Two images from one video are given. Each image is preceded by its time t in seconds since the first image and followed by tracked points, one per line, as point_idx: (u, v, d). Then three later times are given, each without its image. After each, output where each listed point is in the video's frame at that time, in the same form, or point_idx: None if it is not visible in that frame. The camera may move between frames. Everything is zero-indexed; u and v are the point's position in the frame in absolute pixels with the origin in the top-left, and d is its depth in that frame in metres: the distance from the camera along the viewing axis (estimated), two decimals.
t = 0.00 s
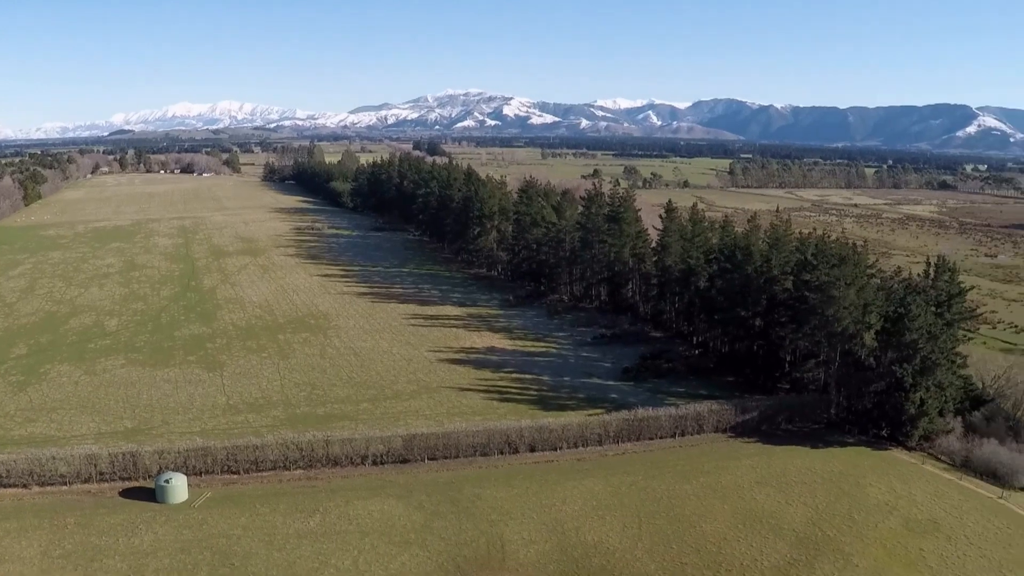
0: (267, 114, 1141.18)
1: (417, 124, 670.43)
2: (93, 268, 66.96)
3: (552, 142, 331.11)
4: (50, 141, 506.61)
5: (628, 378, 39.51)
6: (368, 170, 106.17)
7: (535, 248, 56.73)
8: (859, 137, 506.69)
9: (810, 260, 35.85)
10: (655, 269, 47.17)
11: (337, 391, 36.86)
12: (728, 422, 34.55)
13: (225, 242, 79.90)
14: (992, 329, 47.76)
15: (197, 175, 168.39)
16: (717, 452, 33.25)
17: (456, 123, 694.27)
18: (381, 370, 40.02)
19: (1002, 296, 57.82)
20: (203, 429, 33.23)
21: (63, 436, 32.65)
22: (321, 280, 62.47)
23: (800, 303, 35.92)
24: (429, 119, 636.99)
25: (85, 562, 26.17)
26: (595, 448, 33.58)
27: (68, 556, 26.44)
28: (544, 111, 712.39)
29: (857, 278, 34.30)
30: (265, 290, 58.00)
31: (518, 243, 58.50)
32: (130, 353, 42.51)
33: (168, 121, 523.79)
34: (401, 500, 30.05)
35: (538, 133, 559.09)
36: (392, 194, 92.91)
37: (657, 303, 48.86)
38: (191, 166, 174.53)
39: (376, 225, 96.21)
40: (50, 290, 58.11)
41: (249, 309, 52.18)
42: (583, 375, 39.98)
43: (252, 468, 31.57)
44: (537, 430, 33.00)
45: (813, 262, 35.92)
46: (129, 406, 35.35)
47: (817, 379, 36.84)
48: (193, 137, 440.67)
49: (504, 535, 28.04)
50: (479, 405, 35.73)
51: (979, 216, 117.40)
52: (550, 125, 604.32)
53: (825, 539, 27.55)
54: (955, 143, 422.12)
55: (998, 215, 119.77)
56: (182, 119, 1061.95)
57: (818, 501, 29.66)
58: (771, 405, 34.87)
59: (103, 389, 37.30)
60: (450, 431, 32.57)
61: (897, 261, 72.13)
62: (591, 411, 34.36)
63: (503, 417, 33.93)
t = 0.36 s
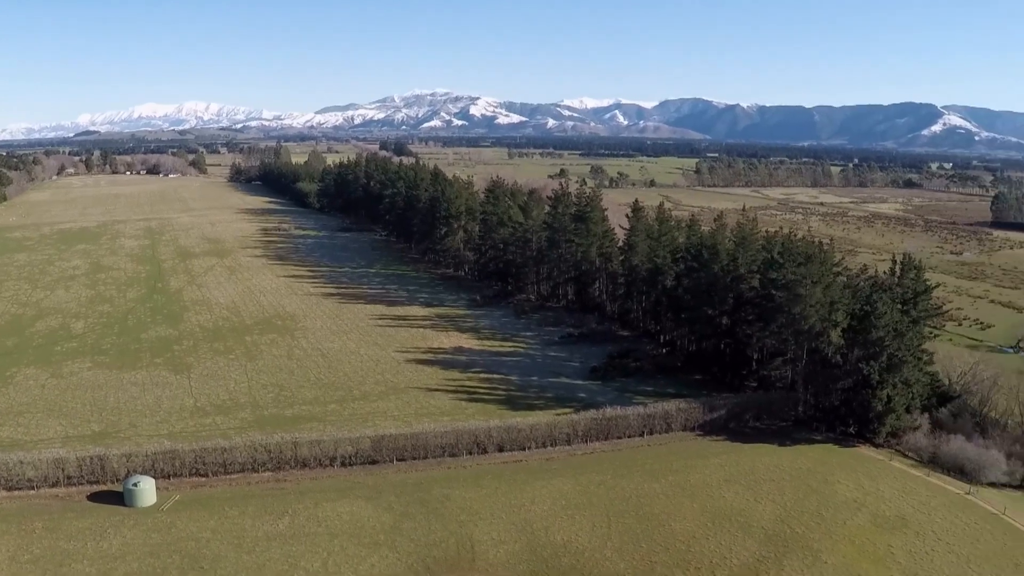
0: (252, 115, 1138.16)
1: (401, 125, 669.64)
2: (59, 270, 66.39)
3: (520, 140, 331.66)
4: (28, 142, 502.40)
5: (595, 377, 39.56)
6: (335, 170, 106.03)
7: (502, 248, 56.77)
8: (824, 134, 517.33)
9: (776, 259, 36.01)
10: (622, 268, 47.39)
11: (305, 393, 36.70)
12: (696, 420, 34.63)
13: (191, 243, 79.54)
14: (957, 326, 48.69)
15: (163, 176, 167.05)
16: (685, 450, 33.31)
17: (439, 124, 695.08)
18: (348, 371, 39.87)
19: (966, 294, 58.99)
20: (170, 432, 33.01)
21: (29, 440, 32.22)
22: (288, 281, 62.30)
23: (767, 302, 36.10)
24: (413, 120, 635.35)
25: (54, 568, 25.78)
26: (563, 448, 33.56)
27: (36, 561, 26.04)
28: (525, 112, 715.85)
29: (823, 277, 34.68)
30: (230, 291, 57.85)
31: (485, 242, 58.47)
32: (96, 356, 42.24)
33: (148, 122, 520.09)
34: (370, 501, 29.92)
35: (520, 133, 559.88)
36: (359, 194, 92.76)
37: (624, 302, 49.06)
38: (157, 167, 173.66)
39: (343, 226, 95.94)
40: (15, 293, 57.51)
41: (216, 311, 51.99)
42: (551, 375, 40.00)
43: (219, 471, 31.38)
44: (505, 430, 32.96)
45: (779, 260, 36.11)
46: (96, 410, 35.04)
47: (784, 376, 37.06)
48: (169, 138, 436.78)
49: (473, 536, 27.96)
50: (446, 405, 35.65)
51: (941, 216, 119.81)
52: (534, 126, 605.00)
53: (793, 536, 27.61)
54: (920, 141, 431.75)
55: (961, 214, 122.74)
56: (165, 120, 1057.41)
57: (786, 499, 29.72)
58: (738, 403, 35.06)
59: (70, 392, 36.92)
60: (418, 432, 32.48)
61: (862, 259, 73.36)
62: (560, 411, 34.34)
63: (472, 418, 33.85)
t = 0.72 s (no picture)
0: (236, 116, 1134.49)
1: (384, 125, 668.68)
2: (22, 272, 65.73)
3: (486, 140, 330.57)
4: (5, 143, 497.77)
5: (561, 376, 39.70)
6: (299, 170, 105.79)
7: (467, 247, 56.85)
8: (790, 134, 522.56)
9: (741, 258, 36.37)
10: (587, 267, 47.29)
11: (270, 394, 36.56)
12: (662, 418, 34.79)
13: (156, 244, 79.13)
14: (920, 323, 49.55)
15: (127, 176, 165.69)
16: (651, 448, 33.43)
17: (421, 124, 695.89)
18: (313, 371, 39.74)
19: (928, 289, 60.12)
20: (136, 435, 32.72)
21: None
22: (253, 281, 62.09)
23: (732, 300, 36.41)
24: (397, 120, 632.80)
25: (19, 573, 25.24)
26: (529, 447, 33.55)
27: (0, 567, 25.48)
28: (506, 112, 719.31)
29: (787, 274, 34.85)
30: (195, 292, 57.53)
31: (450, 242, 58.47)
32: (60, 358, 41.87)
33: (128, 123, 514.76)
34: (336, 503, 29.79)
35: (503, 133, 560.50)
36: (324, 194, 92.62)
37: (589, 301, 49.25)
38: (121, 168, 172.64)
39: (308, 226, 95.61)
40: None
41: (180, 312, 51.78)
42: (516, 374, 40.10)
43: (186, 473, 31.15)
44: (471, 430, 32.95)
45: (744, 259, 36.44)
46: (60, 413, 34.65)
47: (749, 374, 37.37)
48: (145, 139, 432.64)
49: (441, 536, 27.88)
50: (412, 406, 35.57)
51: (904, 213, 121.95)
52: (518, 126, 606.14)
53: (759, 533, 27.72)
54: (884, 141, 442.81)
55: (924, 211, 125.22)
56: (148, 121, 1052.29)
57: (753, 496, 29.85)
58: (703, 401, 35.36)
59: (34, 396, 36.41)
60: (385, 432, 32.39)
61: (827, 255, 74.42)
62: (526, 410, 34.37)
63: (438, 418, 33.80)
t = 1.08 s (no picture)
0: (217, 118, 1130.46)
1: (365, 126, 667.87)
2: None
3: (442, 142, 333.20)
4: None
5: (523, 375, 39.91)
6: (260, 170, 105.57)
7: (428, 246, 57.00)
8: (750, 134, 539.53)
9: (701, 255, 36.72)
10: (550, 266, 47.57)
11: (232, 395, 36.42)
12: (624, 416, 35.03)
13: (116, 246, 78.61)
14: (882, 319, 50.79)
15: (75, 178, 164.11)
16: (614, 445, 33.64)
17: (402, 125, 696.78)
18: (275, 372, 39.66)
19: (889, 286, 61.75)
20: (98, 438, 32.38)
21: None
22: (213, 283, 61.85)
23: (692, 297, 36.81)
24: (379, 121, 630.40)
25: None
26: (491, 446, 33.58)
27: None
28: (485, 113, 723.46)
29: (748, 272, 35.42)
30: (155, 294, 57.12)
31: (411, 241, 58.48)
32: (19, 362, 41.41)
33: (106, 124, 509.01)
34: (299, 504, 29.63)
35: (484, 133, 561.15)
36: (284, 194, 92.56)
37: (550, 300, 49.68)
38: (80, 169, 171.49)
39: (270, 226, 95.51)
40: None
41: (140, 313, 51.53)
42: (478, 373, 40.30)
43: (148, 476, 30.89)
44: (433, 430, 32.93)
45: (704, 257, 36.89)
46: (19, 416, 34.17)
47: (710, 371, 37.84)
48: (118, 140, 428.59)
49: (405, 536, 27.80)
50: (374, 406, 35.54)
51: (863, 211, 125.29)
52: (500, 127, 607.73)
53: (722, 530, 27.93)
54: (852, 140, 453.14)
55: (882, 209, 129.04)
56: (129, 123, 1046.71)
57: (716, 493, 30.07)
58: (665, 399, 35.72)
59: None
60: (347, 432, 32.26)
61: (787, 253, 76.02)
62: (488, 410, 34.43)
63: (400, 418, 33.73)
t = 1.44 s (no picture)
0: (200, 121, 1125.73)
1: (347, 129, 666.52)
2: None
3: (408, 143, 335.21)
4: None
5: (487, 376, 40.26)
6: (222, 172, 105.34)
7: (391, 248, 57.32)
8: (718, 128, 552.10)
9: (663, 255, 37.06)
10: (513, 267, 47.96)
11: (196, 399, 36.30)
12: (588, 417, 35.31)
13: (77, 249, 77.93)
14: (846, 318, 51.84)
15: (35, 181, 161.82)
16: (579, 446, 33.85)
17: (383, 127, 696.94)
18: (239, 375, 39.60)
19: (852, 284, 63.12)
20: (61, 443, 31.99)
21: None
22: (176, 285, 61.58)
23: (655, 298, 37.37)
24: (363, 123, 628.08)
25: None
26: (456, 448, 33.68)
27: None
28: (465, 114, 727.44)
29: (711, 272, 35.88)
30: (119, 298, 56.70)
31: (374, 243, 58.88)
32: None
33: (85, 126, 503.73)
34: (264, 508, 29.46)
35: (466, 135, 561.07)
36: (247, 195, 92.54)
37: (514, 301, 49.91)
38: (40, 171, 169.31)
39: (232, 228, 95.26)
40: None
41: (103, 317, 51.19)
42: (441, 375, 40.59)
43: (113, 481, 30.56)
44: (398, 432, 32.95)
45: (666, 257, 37.26)
46: None
47: (674, 370, 38.59)
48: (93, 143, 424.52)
49: (371, 539, 27.68)
50: (338, 408, 35.53)
51: (826, 210, 128.29)
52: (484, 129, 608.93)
53: (688, 529, 28.07)
54: (827, 140, 461.29)
55: (844, 208, 131.75)
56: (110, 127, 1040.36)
57: (681, 492, 30.24)
58: (629, 399, 36.08)
59: None
60: (312, 435, 32.17)
61: (750, 253, 77.30)
62: (453, 411, 34.51)
63: (365, 420, 33.72)
